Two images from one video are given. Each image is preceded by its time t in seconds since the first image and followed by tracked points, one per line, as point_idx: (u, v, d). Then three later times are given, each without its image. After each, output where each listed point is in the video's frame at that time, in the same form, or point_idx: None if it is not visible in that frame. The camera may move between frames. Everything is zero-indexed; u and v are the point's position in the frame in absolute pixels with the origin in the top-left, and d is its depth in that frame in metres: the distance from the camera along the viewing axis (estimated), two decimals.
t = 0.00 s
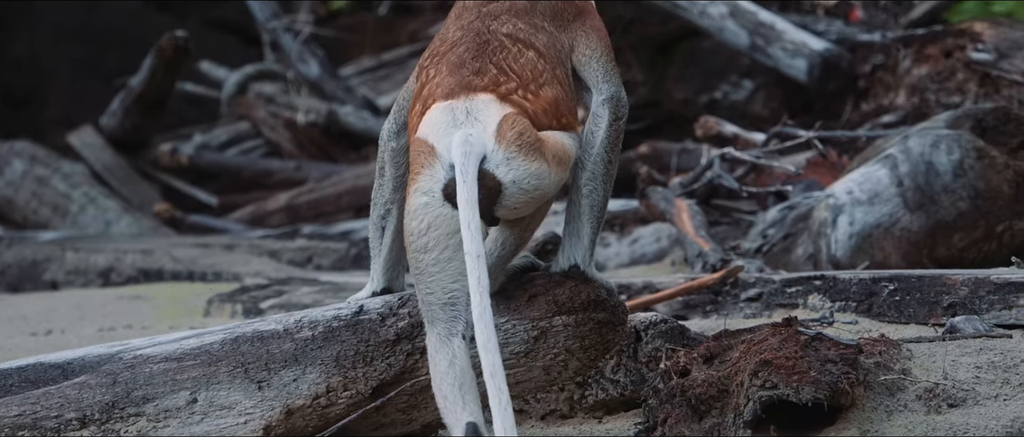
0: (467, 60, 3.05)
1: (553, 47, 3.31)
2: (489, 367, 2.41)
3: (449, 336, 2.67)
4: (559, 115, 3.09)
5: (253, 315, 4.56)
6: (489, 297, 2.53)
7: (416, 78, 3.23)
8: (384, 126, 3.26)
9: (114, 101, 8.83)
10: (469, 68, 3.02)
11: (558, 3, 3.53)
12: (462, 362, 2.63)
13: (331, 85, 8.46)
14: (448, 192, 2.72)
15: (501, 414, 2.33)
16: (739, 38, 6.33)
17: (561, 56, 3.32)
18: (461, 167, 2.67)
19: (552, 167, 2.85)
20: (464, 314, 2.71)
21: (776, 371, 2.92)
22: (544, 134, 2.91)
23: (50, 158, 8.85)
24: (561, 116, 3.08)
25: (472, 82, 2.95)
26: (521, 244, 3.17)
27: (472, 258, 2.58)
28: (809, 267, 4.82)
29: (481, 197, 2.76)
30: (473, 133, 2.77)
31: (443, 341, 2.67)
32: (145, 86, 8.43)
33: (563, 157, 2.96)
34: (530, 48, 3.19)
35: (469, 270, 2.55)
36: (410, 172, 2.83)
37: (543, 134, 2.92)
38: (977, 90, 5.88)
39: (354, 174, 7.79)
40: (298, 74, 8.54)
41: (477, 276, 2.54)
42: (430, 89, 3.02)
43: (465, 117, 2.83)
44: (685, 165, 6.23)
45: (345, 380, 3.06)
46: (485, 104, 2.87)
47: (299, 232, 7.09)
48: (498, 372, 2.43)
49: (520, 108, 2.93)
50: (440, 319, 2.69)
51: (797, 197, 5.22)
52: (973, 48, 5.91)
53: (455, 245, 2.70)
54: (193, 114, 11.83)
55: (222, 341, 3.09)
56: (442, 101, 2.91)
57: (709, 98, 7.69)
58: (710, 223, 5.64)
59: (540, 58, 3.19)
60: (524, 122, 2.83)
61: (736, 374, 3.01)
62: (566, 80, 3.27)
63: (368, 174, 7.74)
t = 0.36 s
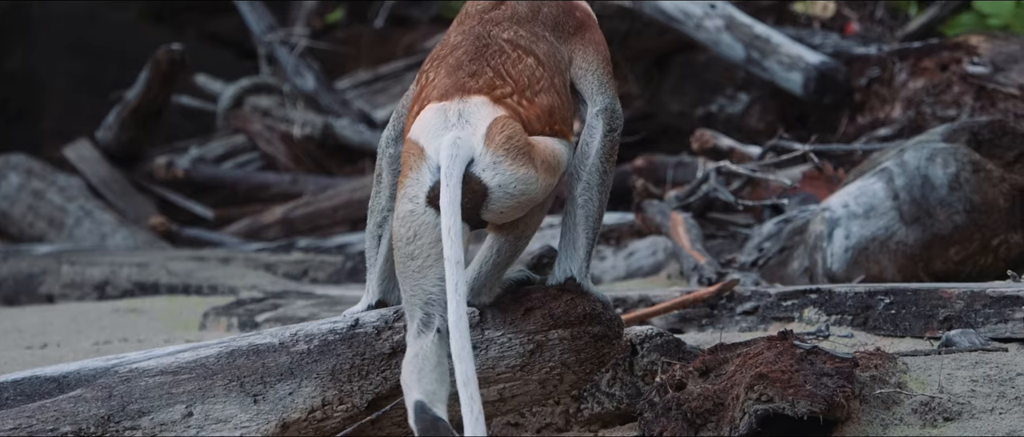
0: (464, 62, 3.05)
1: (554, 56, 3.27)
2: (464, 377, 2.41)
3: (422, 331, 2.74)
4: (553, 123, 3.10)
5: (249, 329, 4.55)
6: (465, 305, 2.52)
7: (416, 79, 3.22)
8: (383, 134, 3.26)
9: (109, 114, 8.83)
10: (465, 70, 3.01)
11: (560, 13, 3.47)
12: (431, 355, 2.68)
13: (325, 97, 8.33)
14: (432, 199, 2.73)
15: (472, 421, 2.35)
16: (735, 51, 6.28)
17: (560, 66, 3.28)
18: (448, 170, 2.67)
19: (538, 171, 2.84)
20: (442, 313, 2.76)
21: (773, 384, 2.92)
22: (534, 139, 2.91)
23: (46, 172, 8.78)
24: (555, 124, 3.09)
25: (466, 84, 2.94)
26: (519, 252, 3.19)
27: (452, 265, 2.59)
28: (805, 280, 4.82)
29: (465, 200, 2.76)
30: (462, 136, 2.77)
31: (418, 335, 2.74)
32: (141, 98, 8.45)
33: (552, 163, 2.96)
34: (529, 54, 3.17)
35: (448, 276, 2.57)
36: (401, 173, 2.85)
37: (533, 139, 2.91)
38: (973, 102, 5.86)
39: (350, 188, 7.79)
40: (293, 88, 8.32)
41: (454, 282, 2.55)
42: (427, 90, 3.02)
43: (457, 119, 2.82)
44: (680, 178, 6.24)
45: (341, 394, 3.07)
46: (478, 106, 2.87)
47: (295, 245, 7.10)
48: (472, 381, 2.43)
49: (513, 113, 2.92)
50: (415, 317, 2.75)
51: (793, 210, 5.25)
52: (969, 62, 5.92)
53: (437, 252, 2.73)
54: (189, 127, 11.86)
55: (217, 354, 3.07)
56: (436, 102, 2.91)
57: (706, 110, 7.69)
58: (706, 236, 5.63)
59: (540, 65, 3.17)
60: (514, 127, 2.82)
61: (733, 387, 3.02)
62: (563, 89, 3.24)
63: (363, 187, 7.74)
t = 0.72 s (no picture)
0: (459, 72, 3.04)
1: (550, 69, 3.24)
2: (438, 395, 2.44)
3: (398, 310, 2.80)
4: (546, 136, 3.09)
5: (243, 342, 4.56)
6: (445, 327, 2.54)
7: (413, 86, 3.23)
8: (379, 144, 3.26)
9: (103, 127, 8.85)
10: (460, 79, 3.01)
11: (558, 23, 3.41)
12: (397, 331, 2.75)
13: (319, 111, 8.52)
14: (415, 212, 2.75)
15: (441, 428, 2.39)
16: (729, 64, 6.40)
17: (555, 79, 3.24)
18: (432, 186, 2.67)
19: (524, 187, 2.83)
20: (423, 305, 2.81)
21: (766, 397, 2.92)
22: (522, 153, 2.89)
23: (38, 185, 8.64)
24: (548, 137, 3.08)
25: (459, 95, 2.94)
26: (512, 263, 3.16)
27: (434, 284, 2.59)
28: (800, 293, 4.81)
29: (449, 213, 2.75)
30: (451, 149, 2.76)
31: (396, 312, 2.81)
32: (135, 112, 8.47)
33: (540, 178, 2.94)
34: (525, 64, 3.16)
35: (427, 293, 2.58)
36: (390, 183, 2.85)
37: (520, 152, 2.89)
38: (966, 116, 5.88)
39: (344, 201, 7.81)
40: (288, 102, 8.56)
41: (434, 302, 2.56)
42: (421, 99, 3.03)
43: (447, 131, 2.82)
44: (674, 191, 6.25)
45: (335, 407, 3.08)
46: (469, 118, 2.86)
47: (288, 258, 7.13)
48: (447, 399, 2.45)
49: (504, 126, 2.90)
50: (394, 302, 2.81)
51: (787, 223, 5.22)
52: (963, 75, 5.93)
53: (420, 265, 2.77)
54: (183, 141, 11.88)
55: (211, 368, 3.08)
56: (428, 112, 2.90)
57: (699, 124, 7.71)
58: (699, 250, 5.62)
59: (535, 77, 3.15)
60: (504, 142, 2.80)
61: (726, 401, 3.02)
62: (557, 102, 3.21)
63: (357, 200, 7.75)
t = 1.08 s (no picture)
0: (450, 97, 2.99)
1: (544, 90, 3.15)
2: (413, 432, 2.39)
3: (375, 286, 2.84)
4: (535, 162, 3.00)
5: (237, 366, 4.55)
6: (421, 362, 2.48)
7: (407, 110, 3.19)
8: (374, 168, 3.23)
9: (96, 150, 8.91)
10: (450, 105, 2.96)
11: (552, 44, 3.34)
12: (375, 307, 2.80)
13: (311, 133, 8.63)
14: (397, 244, 2.76)
15: None
16: (723, 86, 6.54)
17: (549, 102, 3.16)
18: (411, 220, 2.66)
19: (504, 222, 2.79)
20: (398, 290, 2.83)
21: (758, 421, 2.90)
22: (507, 184, 2.84)
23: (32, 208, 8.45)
24: (537, 163, 3.00)
25: (449, 123, 2.89)
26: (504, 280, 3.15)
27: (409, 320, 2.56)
28: (792, 317, 4.85)
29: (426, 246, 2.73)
30: (433, 182, 2.73)
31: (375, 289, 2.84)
32: (128, 134, 8.53)
33: (526, 209, 2.89)
34: (518, 89, 3.09)
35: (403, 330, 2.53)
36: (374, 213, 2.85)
37: (504, 183, 2.84)
38: (959, 139, 5.90)
39: (337, 224, 7.83)
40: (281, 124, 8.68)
41: (410, 338, 2.51)
42: (412, 125, 2.98)
43: (432, 161, 2.78)
44: (667, 214, 6.26)
45: (327, 431, 3.08)
46: (456, 147, 2.81)
47: (281, 282, 7.26)
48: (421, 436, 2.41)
49: (490, 154, 2.84)
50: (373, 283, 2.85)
51: (780, 246, 5.26)
52: (956, 97, 5.93)
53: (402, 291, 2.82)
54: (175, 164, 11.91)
55: (204, 392, 3.09)
56: (417, 140, 2.86)
57: (692, 147, 7.72)
58: (692, 273, 5.63)
59: (528, 101, 3.07)
60: (487, 176, 2.76)
61: (720, 424, 2.98)
62: (551, 125, 3.12)
63: (350, 223, 7.77)
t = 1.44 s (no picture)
0: (434, 138, 2.99)
1: (532, 125, 3.09)
2: None
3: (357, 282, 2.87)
4: (520, 202, 2.95)
5: (227, 398, 4.55)
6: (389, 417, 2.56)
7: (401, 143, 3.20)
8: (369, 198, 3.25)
9: (87, 182, 8.91)
10: (433, 147, 2.96)
11: (543, 76, 3.25)
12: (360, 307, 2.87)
13: (303, 166, 8.61)
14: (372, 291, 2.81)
15: None
16: (714, 120, 6.61)
17: (538, 136, 3.09)
18: (384, 271, 2.68)
19: (479, 272, 2.79)
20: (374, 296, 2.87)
21: None
22: (485, 231, 2.82)
23: (24, 240, 8.50)
24: (521, 203, 2.95)
25: (430, 168, 2.88)
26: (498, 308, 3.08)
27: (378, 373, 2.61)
28: (783, 351, 4.82)
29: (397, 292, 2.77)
30: (408, 232, 2.75)
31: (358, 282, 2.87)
32: (119, 168, 8.59)
33: (509, 254, 2.88)
34: (505, 126, 3.05)
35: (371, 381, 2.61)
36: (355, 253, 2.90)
37: (482, 230, 2.83)
38: (950, 173, 5.92)
39: (328, 257, 7.84)
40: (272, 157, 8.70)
41: (378, 392, 2.57)
42: (398, 164, 2.99)
43: (410, 207, 2.80)
44: (658, 247, 6.30)
45: None
46: (434, 194, 2.81)
47: (272, 315, 7.26)
48: None
49: (469, 200, 2.83)
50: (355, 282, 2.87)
51: (771, 280, 5.27)
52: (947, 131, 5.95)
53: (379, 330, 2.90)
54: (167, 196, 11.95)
55: (194, 424, 3.11)
56: (398, 185, 2.88)
57: (683, 180, 7.70)
58: (683, 307, 5.62)
59: (514, 138, 3.02)
60: (462, 226, 2.76)
61: None
62: (539, 161, 3.05)
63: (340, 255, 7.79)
